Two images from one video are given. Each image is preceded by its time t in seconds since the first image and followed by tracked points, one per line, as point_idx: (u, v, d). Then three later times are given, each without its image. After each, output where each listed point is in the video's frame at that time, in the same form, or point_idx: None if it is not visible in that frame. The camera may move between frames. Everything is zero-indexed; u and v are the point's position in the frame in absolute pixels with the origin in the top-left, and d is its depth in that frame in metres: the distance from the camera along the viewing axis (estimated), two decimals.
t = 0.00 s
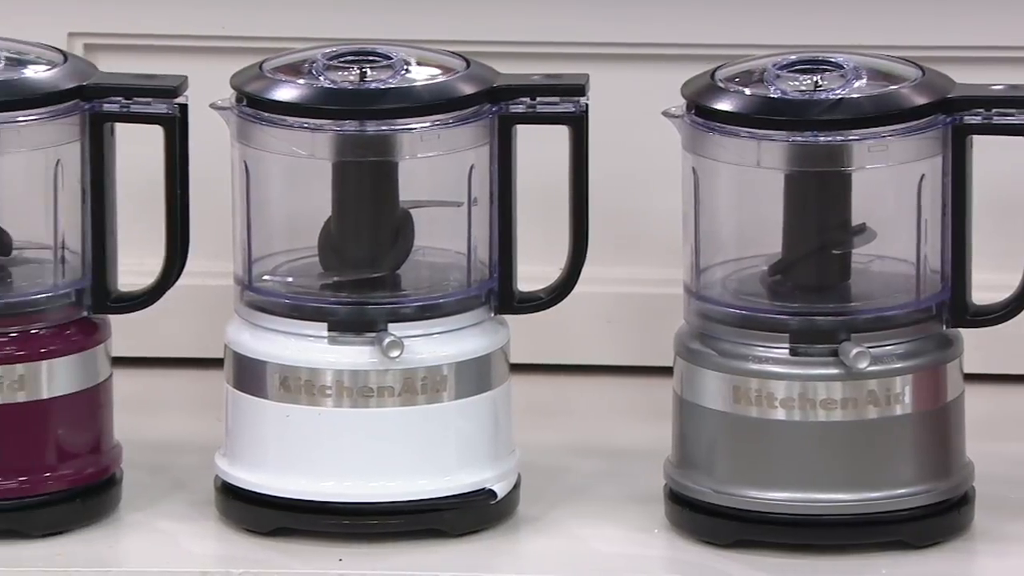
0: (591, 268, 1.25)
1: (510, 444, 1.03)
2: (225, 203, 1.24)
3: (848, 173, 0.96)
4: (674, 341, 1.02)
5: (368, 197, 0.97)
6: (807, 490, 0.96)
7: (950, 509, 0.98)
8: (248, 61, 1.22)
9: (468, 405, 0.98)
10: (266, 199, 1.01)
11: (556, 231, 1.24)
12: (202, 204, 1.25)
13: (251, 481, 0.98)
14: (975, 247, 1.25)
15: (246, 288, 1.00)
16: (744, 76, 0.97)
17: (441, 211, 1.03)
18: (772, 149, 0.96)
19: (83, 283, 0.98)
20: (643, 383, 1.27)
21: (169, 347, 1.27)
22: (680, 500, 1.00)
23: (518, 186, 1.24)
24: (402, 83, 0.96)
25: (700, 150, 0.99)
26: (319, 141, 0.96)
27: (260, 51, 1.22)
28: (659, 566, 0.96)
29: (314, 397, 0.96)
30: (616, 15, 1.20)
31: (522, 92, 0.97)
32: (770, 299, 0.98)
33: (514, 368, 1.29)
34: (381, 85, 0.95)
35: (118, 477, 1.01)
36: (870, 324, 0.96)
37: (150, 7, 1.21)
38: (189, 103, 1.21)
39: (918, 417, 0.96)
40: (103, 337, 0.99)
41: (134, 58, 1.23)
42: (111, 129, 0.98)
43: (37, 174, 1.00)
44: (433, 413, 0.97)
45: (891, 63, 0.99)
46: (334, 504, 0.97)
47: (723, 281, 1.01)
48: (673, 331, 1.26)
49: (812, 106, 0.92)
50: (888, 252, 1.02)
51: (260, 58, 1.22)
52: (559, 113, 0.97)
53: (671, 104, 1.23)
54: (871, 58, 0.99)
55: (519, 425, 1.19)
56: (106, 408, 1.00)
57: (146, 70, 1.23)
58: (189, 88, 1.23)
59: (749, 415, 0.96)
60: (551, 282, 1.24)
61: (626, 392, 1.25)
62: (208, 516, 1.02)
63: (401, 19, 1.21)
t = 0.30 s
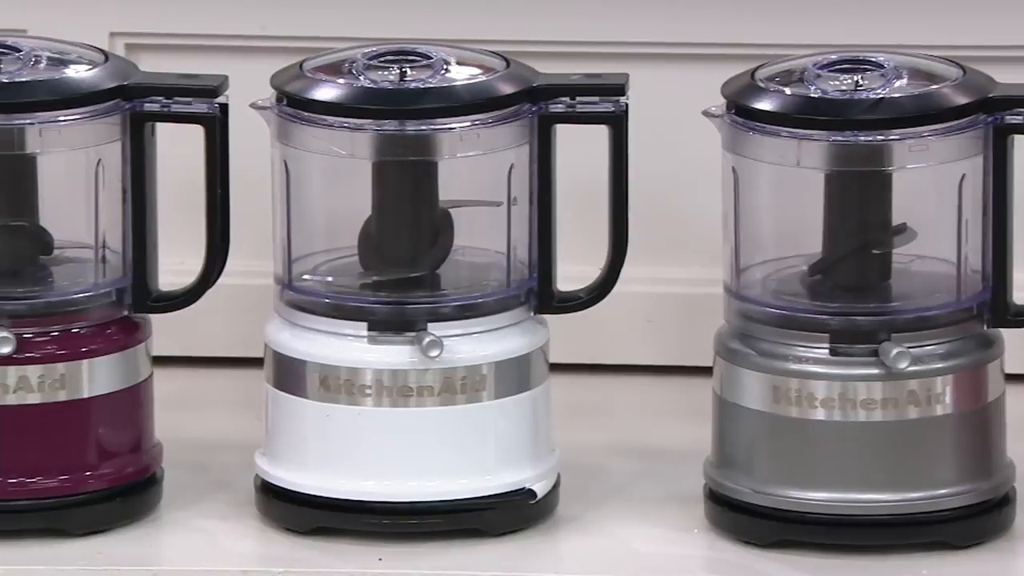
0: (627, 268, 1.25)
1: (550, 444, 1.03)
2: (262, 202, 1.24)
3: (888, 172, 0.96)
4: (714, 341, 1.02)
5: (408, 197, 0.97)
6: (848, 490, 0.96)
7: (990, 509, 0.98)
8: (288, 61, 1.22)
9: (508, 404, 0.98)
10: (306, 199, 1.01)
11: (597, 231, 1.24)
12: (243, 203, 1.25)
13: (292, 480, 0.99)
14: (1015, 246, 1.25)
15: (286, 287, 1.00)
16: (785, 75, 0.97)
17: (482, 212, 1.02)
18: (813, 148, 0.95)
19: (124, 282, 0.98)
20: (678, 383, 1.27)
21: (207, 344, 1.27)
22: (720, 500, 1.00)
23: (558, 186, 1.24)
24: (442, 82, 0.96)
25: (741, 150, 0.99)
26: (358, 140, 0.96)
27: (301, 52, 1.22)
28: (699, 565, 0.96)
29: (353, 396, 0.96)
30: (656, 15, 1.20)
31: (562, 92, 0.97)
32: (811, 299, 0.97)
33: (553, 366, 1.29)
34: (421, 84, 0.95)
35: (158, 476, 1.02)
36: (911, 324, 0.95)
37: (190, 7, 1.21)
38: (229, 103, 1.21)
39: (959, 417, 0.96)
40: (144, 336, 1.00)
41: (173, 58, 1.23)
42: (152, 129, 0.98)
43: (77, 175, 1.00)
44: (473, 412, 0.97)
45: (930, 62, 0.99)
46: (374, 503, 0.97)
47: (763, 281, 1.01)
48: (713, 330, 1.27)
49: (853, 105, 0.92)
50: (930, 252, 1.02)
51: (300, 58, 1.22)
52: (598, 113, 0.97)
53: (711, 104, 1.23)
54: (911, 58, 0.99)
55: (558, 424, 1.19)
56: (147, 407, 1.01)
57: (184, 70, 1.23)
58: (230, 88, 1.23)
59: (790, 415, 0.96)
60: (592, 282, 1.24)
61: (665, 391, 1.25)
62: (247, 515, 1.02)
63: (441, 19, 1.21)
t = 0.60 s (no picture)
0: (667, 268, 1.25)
1: (590, 443, 1.03)
2: (300, 201, 1.25)
3: (929, 171, 0.95)
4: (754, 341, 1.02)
5: (448, 196, 0.97)
6: (888, 491, 0.96)
7: None
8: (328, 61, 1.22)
9: (548, 404, 0.98)
10: (347, 199, 1.02)
11: (637, 231, 1.24)
12: (284, 204, 1.25)
13: (332, 479, 0.99)
14: None
15: (327, 287, 1.00)
16: (826, 74, 0.97)
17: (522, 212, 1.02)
18: (853, 148, 0.95)
19: (166, 281, 0.98)
20: (716, 384, 1.27)
21: (244, 340, 1.27)
22: (760, 500, 1.00)
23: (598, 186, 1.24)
24: (483, 81, 0.96)
25: (781, 149, 0.99)
26: (398, 140, 0.96)
27: (341, 51, 1.22)
28: (740, 565, 0.96)
29: (393, 395, 0.97)
30: (696, 14, 1.20)
31: (603, 91, 0.97)
32: (851, 299, 0.97)
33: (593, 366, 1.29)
34: (461, 84, 0.95)
35: (200, 475, 1.02)
36: (952, 324, 0.95)
37: (230, 7, 1.21)
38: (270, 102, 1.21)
39: (1001, 417, 0.96)
40: (186, 335, 1.00)
41: (211, 58, 1.23)
42: (194, 129, 0.99)
43: (120, 174, 1.00)
44: (514, 412, 0.97)
45: (971, 62, 0.98)
46: (415, 503, 0.97)
47: (804, 281, 1.00)
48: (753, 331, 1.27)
49: (894, 105, 0.92)
50: (971, 253, 1.01)
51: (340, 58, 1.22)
52: (639, 113, 0.97)
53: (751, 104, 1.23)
54: (952, 57, 0.99)
55: (598, 424, 1.19)
56: (188, 407, 1.01)
57: (221, 70, 1.23)
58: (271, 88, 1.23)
59: (831, 415, 0.96)
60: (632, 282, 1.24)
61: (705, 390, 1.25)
62: (288, 514, 1.02)
63: (481, 18, 1.21)
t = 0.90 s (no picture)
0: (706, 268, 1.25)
1: (630, 443, 1.03)
2: (339, 201, 1.25)
3: (971, 171, 0.95)
4: (795, 341, 1.02)
5: (488, 196, 0.97)
6: (929, 491, 0.95)
7: None
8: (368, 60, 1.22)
9: (588, 404, 0.98)
10: (387, 198, 1.02)
11: (677, 231, 1.24)
12: (322, 204, 1.25)
13: (373, 478, 0.99)
14: None
15: (367, 286, 1.00)
16: (867, 73, 0.97)
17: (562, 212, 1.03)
18: (894, 147, 0.95)
19: (207, 280, 0.99)
20: (753, 383, 1.27)
21: (293, 342, 1.28)
22: (800, 499, 1.00)
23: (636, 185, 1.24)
24: (523, 81, 0.96)
25: (821, 149, 0.98)
26: (438, 139, 0.96)
27: (380, 51, 1.22)
28: (780, 565, 0.96)
29: (434, 395, 0.97)
30: (736, 13, 1.20)
31: (644, 91, 0.97)
32: (892, 299, 0.97)
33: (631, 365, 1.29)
34: (502, 83, 0.95)
35: (240, 474, 1.02)
36: (994, 324, 0.94)
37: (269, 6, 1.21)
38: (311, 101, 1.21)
39: None
40: (226, 334, 1.00)
41: (250, 57, 1.23)
42: (234, 128, 0.99)
43: (161, 174, 1.00)
44: (554, 411, 0.97)
45: (1012, 62, 0.98)
46: (455, 502, 0.98)
47: (845, 281, 1.00)
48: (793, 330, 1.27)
49: (935, 104, 0.92)
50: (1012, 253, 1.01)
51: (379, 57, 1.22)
52: (679, 113, 0.97)
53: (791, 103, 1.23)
54: (993, 57, 0.98)
55: (637, 423, 1.19)
56: (228, 406, 1.01)
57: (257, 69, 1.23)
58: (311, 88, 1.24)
59: (871, 415, 0.95)
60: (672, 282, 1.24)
61: (744, 390, 1.25)
62: (327, 513, 1.02)
63: (521, 18, 1.21)
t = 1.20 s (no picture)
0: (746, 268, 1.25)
1: (671, 443, 1.02)
2: (379, 201, 1.24)
3: (1013, 171, 0.95)
4: (836, 342, 1.01)
5: (529, 196, 0.97)
6: (971, 491, 0.95)
7: None
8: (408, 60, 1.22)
9: (629, 404, 0.98)
10: (428, 198, 1.02)
11: (717, 231, 1.24)
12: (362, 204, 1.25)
13: (414, 477, 0.99)
14: None
15: (408, 285, 1.00)
16: (909, 73, 0.97)
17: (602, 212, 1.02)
18: (936, 147, 0.95)
19: (248, 280, 0.99)
20: (793, 383, 1.27)
21: (336, 341, 1.28)
22: (841, 499, 1.00)
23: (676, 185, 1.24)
24: (564, 80, 0.95)
25: (863, 149, 0.98)
26: (479, 139, 0.96)
27: (421, 50, 1.22)
28: (822, 565, 0.96)
29: (475, 394, 0.97)
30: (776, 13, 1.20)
31: (686, 91, 0.97)
32: (934, 299, 0.97)
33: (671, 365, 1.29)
34: (543, 83, 0.95)
35: (281, 473, 1.03)
36: None
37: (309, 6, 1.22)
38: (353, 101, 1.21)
39: None
40: (267, 333, 1.00)
41: (290, 57, 1.23)
42: (275, 127, 0.99)
43: (202, 173, 1.00)
44: (595, 410, 0.97)
45: None
46: (496, 502, 0.98)
47: (887, 281, 1.00)
48: (833, 330, 1.27)
49: (977, 104, 0.91)
50: None
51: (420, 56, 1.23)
52: (720, 112, 0.97)
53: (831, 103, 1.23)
54: None
55: (678, 423, 1.19)
56: (269, 405, 1.01)
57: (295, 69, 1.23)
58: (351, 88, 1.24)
59: (913, 415, 0.95)
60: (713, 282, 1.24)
61: (784, 390, 1.25)
62: (368, 513, 1.02)
63: (562, 17, 1.21)
